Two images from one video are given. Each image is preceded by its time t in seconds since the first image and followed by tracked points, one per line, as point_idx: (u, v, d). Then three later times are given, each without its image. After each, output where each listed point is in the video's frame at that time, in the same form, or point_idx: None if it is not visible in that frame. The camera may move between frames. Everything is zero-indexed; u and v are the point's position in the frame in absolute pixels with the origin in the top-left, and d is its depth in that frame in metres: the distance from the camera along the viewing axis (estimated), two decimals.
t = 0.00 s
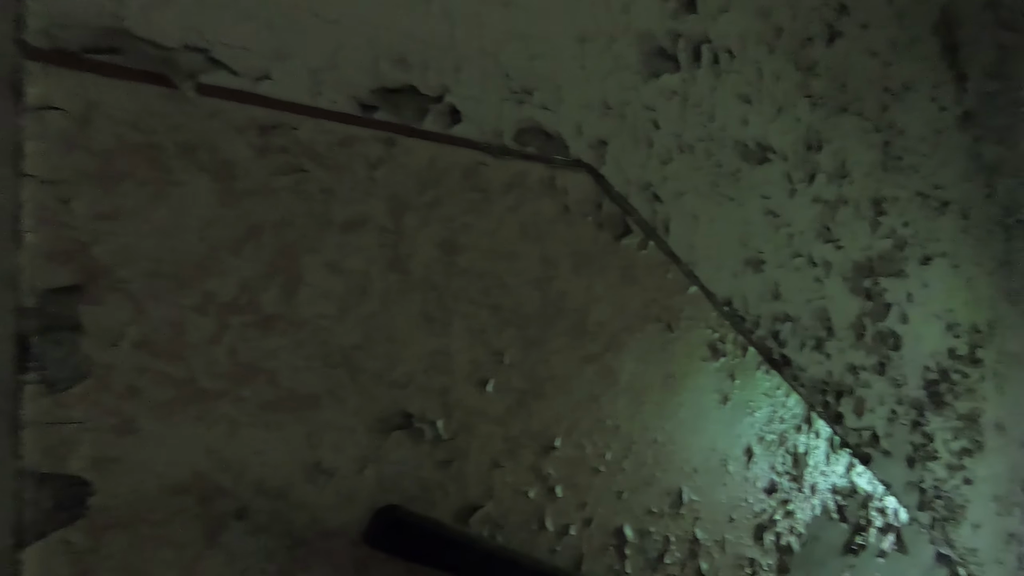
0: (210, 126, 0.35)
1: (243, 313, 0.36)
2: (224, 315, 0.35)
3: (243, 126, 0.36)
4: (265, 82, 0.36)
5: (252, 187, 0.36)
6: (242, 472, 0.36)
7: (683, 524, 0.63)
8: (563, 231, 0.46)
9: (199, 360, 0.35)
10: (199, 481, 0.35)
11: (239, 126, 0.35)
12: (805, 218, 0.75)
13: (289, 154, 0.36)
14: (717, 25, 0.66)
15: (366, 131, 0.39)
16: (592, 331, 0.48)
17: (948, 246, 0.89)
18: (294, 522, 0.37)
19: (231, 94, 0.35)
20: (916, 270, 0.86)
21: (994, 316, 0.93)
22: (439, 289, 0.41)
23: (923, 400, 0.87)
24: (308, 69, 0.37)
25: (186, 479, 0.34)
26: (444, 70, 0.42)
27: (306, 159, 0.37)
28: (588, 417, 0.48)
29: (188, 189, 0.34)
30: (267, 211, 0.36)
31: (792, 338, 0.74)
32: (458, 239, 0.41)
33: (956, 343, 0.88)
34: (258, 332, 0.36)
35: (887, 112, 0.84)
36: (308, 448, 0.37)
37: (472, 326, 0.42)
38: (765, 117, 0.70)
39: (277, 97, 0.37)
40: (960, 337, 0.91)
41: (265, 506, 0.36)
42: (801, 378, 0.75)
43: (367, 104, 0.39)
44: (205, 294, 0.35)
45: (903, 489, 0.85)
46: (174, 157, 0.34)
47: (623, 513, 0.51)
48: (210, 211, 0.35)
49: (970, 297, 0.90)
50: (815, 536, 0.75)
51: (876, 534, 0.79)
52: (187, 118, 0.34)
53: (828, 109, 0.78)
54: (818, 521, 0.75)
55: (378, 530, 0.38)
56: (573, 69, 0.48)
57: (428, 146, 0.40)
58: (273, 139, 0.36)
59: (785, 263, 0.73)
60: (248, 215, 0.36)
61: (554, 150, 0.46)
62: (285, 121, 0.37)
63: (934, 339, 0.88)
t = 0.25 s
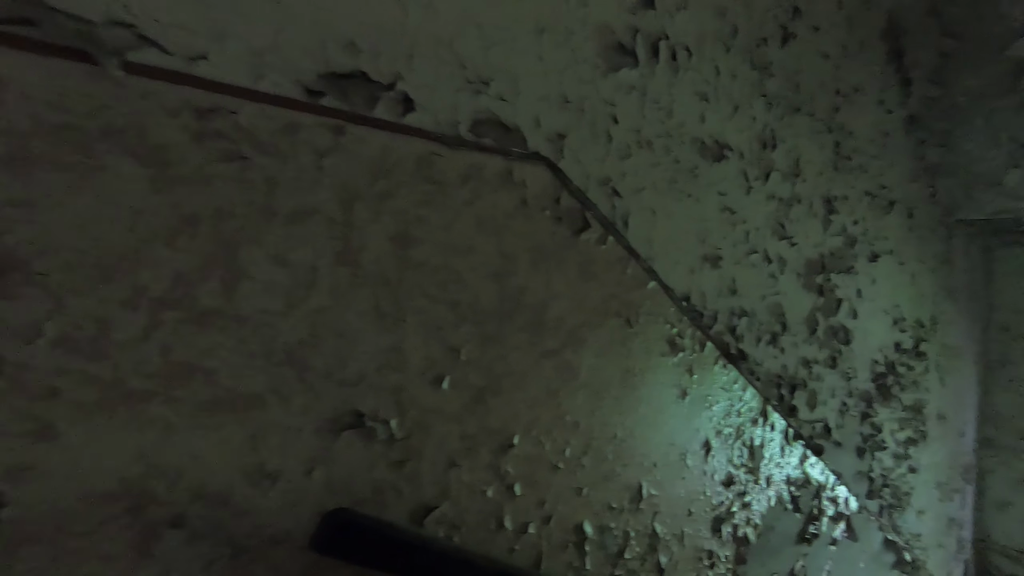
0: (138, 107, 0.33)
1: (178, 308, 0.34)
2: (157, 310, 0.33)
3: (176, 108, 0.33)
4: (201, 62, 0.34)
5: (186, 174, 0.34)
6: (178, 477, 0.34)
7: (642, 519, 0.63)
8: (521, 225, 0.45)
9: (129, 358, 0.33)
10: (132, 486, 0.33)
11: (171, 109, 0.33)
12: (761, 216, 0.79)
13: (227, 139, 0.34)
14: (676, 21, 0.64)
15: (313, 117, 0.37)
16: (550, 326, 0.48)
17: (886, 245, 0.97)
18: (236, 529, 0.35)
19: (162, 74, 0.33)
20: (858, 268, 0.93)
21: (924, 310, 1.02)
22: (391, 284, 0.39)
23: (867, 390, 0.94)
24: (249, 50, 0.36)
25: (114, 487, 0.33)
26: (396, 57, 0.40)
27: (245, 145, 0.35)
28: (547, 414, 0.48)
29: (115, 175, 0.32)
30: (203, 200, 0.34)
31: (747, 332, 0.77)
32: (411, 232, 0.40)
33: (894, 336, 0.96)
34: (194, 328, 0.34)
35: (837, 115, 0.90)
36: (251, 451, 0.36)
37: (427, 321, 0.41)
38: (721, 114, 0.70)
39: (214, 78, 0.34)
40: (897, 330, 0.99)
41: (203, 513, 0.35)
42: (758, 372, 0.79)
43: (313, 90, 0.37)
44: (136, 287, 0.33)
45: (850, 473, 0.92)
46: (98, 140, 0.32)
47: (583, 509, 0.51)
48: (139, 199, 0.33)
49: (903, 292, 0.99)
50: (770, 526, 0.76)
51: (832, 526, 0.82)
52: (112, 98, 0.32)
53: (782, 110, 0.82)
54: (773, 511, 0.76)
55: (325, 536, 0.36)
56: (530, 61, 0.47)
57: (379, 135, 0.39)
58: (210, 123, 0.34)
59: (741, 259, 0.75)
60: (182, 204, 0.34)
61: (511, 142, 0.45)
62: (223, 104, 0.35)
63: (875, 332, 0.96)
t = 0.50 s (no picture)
0: (55, 82, 0.29)
1: (104, 305, 0.31)
2: (76, 305, 0.30)
3: (99, 85, 0.30)
4: (129, 34, 0.31)
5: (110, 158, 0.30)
6: (105, 486, 0.31)
7: (605, 516, 0.62)
8: (480, 218, 0.44)
9: (46, 360, 0.30)
10: (50, 500, 0.30)
11: (93, 85, 0.30)
12: (722, 213, 0.79)
13: (160, 121, 0.32)
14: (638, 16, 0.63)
15: (256, 100, 0.34)
16: (512, 321, 0.47)
17: (840, 243, 1.00)
18: (171, 540, 0.33)
19: (83, 46, 0.30)
20: (814, 264, 0.95)
21: (875, 306, 1.05)
22: (342, 277, 0.38)
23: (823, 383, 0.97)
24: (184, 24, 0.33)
25: (29, 502, 0.29)
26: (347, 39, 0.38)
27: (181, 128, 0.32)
28: (508, 411, 0.47)
29: (27, 158, 0.29)
30: (131, 187, 0.31)
31: (709, 327, 0.78)
32: (364, 224, 0.38)
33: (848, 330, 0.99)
34: (121, 326, 0.31)
35: (794, 114, 0.92)
36: (187, 456, 0.33)
37: (381, 317, 0.39)
38: (682, 109, 0.70)
39: (144, 53, 0.31)
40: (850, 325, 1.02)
41: (132, 525, 0.32)
42: (721, 368, 0.80)
43: (255, 69, 0.35)
44: (52, 280, 0.30)
45: (808, 465, 0.94)
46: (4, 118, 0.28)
47: (545, 508, 0.50)
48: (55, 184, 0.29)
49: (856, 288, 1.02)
50: (730, 519, 0.77)
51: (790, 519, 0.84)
52: (22, 70, 0.28)
53: (742, 108, 0.83)
54: (734, 505, 0.77)
55: (268, 543, 0.35)
56: (489, 49, 0.46)
57: (328, 120, 0.37)
58: (139, 103, 0.31)
59: (703, 255, 0.76)
60: (107, 192, 0.31)
61: (470, 132, 0.44)
62: (154, 83, 0.31)
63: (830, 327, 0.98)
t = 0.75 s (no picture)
0: None
1: (10, 298, 0.28)
2: None
3: None
4: None
5: (15, 133, 0.28)
6: (12, 501, 0.28)
7: (568, 515, 0.61)
8: (436, 209, 0.42)
9: None
10: None
11: None
12: (684, 208, 0.79)
13: (73, 95, 0.29)
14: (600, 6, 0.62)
15: (186, 77, 0.32)
16: (470, 317, 0.45)
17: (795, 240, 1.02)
18: (91, 559, 0.30)
19: None
20: (772, 261, 0.97)
21: (829, 302, 1.08)
22: (286, 271, 0.35)
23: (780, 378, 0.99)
24: None
25: None
26: (290, 16, 0.36)
27: (96, 104, 0.29)
28: (467, 410, 0.45)
29: None
30: (38, 167, 0.28)
31: (671, 323, 0.78)
32: (311, 213, 0.36)
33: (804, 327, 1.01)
34: (29, 321, 0.29)
35: (752, 113, 0.93)
36: (108, 465, 0.31)
37: (329, 313, 0.37)
38: (644, 104, 0.70)
39: (53, 19, 0.28)
40: (805, 321, 1.04)
41: (44, 543, 0.29)
42: (682, 363, 0.81)
43: (185, 44, 0.32)
44: None
45: (764, 458, 0.96)
46: None
47: (506, 510, 0.49)
48: None
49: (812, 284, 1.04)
50: (691, 513, 0.77)
51: (749, 515, 0.86)
52: None
53: (703, 105, 0.83)
54: (696, 500, 0.77)
55: (204, 561, 0.32)
56: (445, 33, 0.44)
57: (270, 102, 0.35)
58: (47, 74, 0.29)
59: (665, 251, 0.76)
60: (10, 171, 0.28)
61: (425, 119, 0.42)
62: (66, 54, 0.29)
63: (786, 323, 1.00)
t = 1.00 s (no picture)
0: None
1: None
2: None
3: None
4: None
5: None
6: None
7: (530, 521, 0.59)
8: (389, 204, 0.40)
9: None
10: None
11: None
12: (646, 206, 0.79)
13: None
14: None
15: (101, 51, 0.28)
16: (427, 317, 0.43)
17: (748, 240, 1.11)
18: None
19: None
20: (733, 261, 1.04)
21: (783, 301, 1.19)
22: (221, 269, 0.32)
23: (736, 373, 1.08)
24: None
25: None
26: None
27: None
28: (423, 416, 0.43)
29: None
30: None
31: (634, 321, 0.77)
32: (248, 207, 0.33)
33: (762, 324, 1.10)
34: None
35: (713, 112, 0.97)
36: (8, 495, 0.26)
37: (271, 315, 0.34)
38: (606, 100, 0.69)
39: None
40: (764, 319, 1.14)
41: None
42: (645, 363, 0.80)
43: (100, 15, 0.28)
44: None
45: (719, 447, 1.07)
46: None
47: (465, 517, 0.47)
48: None
49: (768, 285, 1.14)
50: (654, 511, 0.79)
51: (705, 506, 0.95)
52: None
53: (666, 103, 0.83)
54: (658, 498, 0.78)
55: None
56: (399, 17, 0.42)
57: (202, 83, 0.31)
58: None
59: (628, 249, 0.75)
60: None
61: (376, 109, 0.40)
62: None
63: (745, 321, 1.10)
